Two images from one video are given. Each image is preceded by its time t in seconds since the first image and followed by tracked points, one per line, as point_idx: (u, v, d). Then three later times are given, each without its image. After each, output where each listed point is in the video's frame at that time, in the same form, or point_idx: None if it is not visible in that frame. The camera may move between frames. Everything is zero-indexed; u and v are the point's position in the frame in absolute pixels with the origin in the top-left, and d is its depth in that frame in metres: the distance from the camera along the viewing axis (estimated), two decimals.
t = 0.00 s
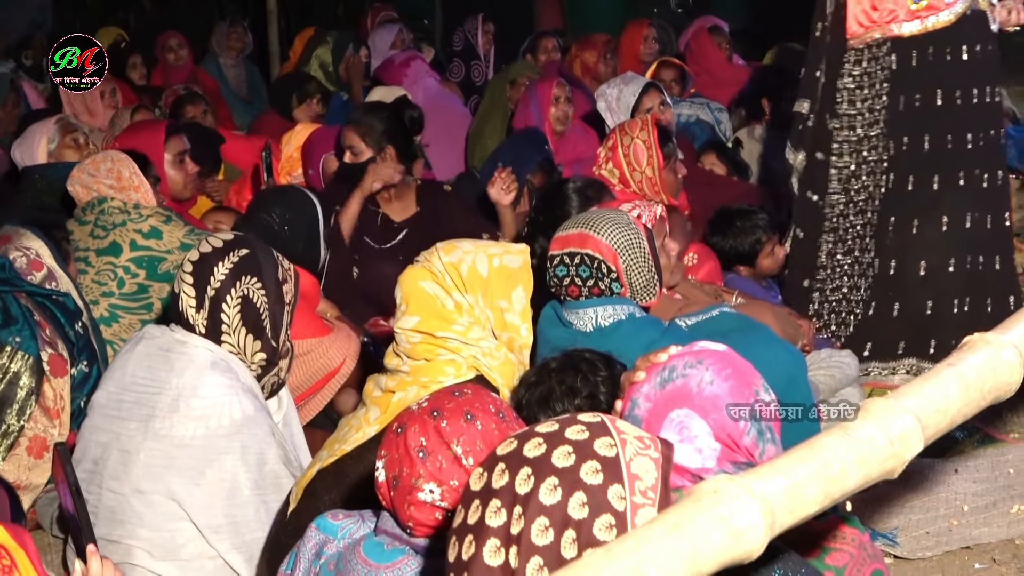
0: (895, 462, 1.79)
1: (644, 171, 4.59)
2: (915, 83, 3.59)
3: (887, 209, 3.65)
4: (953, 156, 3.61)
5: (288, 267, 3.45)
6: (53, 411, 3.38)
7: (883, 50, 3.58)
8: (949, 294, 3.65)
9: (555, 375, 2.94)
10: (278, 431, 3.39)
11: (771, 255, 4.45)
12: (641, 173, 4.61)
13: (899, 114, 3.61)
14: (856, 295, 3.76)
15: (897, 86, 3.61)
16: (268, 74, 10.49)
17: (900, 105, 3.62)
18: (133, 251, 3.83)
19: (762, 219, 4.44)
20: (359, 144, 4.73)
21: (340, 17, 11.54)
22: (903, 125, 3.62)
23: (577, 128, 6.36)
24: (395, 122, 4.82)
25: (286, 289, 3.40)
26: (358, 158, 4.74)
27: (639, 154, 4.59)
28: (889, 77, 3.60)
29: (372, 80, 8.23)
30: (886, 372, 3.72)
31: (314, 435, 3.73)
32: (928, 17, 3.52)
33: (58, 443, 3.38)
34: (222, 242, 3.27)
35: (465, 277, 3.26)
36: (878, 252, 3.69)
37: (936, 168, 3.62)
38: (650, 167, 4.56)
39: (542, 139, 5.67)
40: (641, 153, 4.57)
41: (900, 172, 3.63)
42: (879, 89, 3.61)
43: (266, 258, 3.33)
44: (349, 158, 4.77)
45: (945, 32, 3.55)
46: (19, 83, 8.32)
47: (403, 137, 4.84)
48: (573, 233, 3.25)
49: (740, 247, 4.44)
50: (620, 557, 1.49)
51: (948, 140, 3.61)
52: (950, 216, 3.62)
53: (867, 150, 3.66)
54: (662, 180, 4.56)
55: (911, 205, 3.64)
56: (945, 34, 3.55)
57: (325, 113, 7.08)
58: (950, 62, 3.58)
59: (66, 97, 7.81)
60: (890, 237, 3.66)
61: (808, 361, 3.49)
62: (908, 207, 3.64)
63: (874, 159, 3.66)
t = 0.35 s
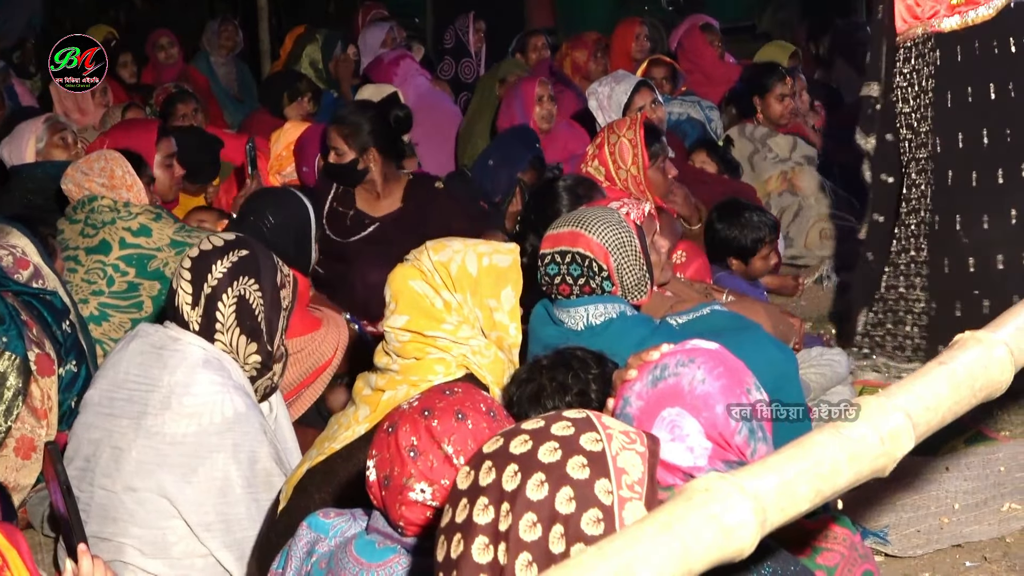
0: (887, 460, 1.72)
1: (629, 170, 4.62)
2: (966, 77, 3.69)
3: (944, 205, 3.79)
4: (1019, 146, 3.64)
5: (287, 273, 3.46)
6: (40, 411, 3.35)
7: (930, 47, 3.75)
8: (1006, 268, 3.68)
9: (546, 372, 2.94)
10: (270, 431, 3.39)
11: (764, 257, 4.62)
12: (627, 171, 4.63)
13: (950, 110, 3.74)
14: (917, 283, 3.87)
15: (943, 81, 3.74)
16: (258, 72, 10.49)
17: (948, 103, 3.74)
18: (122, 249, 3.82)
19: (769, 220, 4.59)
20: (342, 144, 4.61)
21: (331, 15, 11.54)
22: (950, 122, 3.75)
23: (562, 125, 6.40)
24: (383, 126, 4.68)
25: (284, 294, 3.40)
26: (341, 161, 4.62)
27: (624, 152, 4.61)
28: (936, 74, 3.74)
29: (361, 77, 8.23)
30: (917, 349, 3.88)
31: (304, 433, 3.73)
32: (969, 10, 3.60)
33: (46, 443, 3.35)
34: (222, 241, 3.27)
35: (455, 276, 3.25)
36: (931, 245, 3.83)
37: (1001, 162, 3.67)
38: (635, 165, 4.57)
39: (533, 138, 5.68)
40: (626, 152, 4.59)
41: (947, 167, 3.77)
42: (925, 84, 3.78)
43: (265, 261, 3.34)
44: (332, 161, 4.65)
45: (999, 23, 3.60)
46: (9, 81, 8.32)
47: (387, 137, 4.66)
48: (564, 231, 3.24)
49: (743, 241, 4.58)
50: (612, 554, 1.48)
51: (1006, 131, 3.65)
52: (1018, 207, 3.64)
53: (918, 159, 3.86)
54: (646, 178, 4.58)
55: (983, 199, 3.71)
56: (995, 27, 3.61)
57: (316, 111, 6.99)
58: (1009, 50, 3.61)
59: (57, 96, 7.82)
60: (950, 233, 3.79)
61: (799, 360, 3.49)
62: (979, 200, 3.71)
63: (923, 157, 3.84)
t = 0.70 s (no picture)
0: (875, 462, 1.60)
1: (624, 172, 4.60)
2: (965, 76, 3.93)
3: (958, 200, 4.06)
4: (1006, 150, 3.89)
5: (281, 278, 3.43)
6: (26, 413, 3.35)
7: (928, 43, 4.02)
8: (1013, 255, 3.90)
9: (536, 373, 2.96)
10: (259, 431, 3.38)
11: (754, 261, 4.63)
12: (620, 172, 4.62)
13: (952, 108, 3.99)
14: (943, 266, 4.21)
15: (943, 80, 4.01)
16: (246, 73, 10.50)
17: (948, 100, 4.01)
18: (109, 250, 3.82)
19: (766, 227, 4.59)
20: (320, 149, 4.54)
21: (319, 15, 11.56)
22: (951, 120, 4.02)
23: (548, 126, 6.41)
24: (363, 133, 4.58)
25: (276, 300, 3.38)
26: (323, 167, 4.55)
27: (622, 154, 4.62)
28: (935, 72, 4.01)
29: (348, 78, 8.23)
30: (949, 321, 4.28)
31: (292, 435, 3.71)
32: (964, 10, 3.87)
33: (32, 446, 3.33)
34: (217, 242, 3.27)
35: (443, 278, 3.26)
36: (954, 238, 4.11)
37: (999, 162, 3.91)
38: (630, 168, 4.56)
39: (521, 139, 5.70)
40: (624, 153, 4.60)
41: (954, 165, 4.04)
42: (924, 85, 4.08)
43: (259, 264, 3.31)
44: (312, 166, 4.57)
45: (984, 28, 3.85)
46: None
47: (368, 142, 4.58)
48: (553, 232, 3.23)
49: (733, 240, 4.61)
50: (602, 555, 1.41)
51: (990, 132, 3.92)
52: (999, 212, 3.92)
53: (923, 147, 4.17)
54: (640, 183, 4.54)
55: (984, 197, 3.97)
56: (992, 28, 3.83)
57: (304, 113, 7.04)
58: (1006, 51, 3.81)
59: (45, 95, 7.71)
60: (962, 227, 4.07)
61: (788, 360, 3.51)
62: (979, 198, 3.98)
63: (931, 151, 4.12)
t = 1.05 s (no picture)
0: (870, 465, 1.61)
1: (615, 168, 4.53)
2: (980, 83, 3.71)
3: (967, 212, 3.86)
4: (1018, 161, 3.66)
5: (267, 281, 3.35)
6: None
7: (943, 47, 3.81)
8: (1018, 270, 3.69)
9: (524, 376, 2.92)
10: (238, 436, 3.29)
11: (737, 264, 4.51)
12: (612, 168, 4.55)
13: (966, 116, 3.78)
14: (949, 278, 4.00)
15: (959, 86, 3.79)
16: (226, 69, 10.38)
17: (965, 107, 3.78)
18: (85, 251, 3.75)
19: (748, 233, 4.51)
20: (297, 152, 4.46)
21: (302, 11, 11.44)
22: (967, 128, 3.80)
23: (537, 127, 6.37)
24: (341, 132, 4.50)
25: (260, 304, 3.30)
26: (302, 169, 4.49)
27: (613, 149, 4.54)
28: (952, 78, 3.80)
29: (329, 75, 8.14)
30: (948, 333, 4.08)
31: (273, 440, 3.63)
32: (982, 15, 3.59)
33: None
34: (201, 243, 3.18)
35: (429, 279, 3.18)
36: (960, 250, 3.92)
37: (1011, 172, 3.68)
38: (622, 164, 4.49)
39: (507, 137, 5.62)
40: (616, 149, 4.52)
41: (966, 175, 3.83)
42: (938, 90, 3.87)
43: (243, 266, 3.23)
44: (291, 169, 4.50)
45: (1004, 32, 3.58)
46: None
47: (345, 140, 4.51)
48: (540, 233, 3.14)
49: (712, 240, 4.54)
50: (590, 559, 1.41)
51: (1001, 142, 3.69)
52: (1006, 225, 3.72)
53: (939, 154, 3.96)
54: (631, 181, 4.48)
55: (995, 208, 3.74)
56: (1012, 33, 3.56)
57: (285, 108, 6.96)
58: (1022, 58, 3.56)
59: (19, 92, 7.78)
60: (970, 239, 3.87)
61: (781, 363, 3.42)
62: (988, 209, 3.77)
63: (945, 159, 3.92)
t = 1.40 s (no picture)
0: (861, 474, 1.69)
1: (601, 167, 4.43)
2: (985, 84, 3.45)
3: (976, 222, 3.56)
4: None
5: (238, 282, 3.21)
6: None
7: (947, 45, 3.54)
8: None
9: (503, 383, 2.79)
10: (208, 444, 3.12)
11: (720, 267, 4.44)
12: (598, 167, 4.44)
13: (972, 119, 3.51)
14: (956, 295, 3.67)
15: (963, 87, 3.52)
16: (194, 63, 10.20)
17: (969, 109, 3.52)
18: (47, 253, 3.61)
19: (734, 235, 4.42)
20: (279, 161, 4.35)
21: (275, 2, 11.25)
22: (972, 131, 3.52)
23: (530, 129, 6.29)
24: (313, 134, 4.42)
25: (229, 305, 3.16)
26: (284, 179, 4.38)
27: (600, 147, 4.44)
28: (956, 77, 3.52)
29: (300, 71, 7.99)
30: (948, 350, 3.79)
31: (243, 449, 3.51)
32: (983, 15, 3.39)
33: None
34: (163, 244, 3.08)
35: (401, 282, 3.07)
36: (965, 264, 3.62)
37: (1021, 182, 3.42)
38: (608, 163, 4.40)
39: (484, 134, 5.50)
40: (603, 148, 4.43)
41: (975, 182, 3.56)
42: (941, 90, 3.60)
43: (208, 267, 3.10)
44: (270, 180, 4.39)
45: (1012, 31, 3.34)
46: None
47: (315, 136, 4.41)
48: (518, 234, 3.04)
49: (696, 241, 4.46)
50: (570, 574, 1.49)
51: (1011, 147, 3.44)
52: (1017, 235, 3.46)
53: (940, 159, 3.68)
54: (617, 181, 4.38)
55: (1006, 217, 3.49)
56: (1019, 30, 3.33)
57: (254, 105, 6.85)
58: None
59: None
60: (977, 251, 3.57)
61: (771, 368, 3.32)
62: (1000, 219, 3.50)
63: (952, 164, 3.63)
